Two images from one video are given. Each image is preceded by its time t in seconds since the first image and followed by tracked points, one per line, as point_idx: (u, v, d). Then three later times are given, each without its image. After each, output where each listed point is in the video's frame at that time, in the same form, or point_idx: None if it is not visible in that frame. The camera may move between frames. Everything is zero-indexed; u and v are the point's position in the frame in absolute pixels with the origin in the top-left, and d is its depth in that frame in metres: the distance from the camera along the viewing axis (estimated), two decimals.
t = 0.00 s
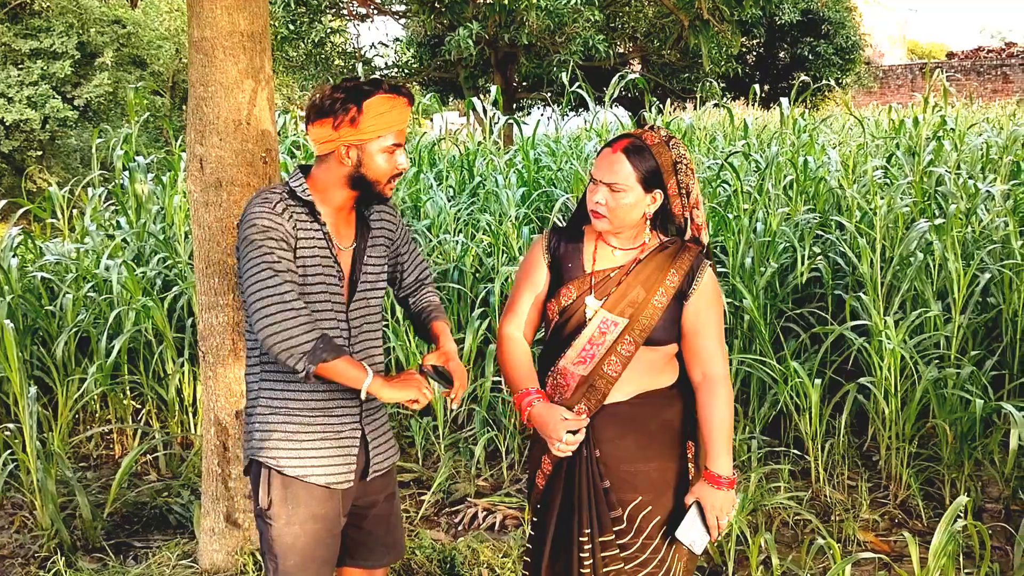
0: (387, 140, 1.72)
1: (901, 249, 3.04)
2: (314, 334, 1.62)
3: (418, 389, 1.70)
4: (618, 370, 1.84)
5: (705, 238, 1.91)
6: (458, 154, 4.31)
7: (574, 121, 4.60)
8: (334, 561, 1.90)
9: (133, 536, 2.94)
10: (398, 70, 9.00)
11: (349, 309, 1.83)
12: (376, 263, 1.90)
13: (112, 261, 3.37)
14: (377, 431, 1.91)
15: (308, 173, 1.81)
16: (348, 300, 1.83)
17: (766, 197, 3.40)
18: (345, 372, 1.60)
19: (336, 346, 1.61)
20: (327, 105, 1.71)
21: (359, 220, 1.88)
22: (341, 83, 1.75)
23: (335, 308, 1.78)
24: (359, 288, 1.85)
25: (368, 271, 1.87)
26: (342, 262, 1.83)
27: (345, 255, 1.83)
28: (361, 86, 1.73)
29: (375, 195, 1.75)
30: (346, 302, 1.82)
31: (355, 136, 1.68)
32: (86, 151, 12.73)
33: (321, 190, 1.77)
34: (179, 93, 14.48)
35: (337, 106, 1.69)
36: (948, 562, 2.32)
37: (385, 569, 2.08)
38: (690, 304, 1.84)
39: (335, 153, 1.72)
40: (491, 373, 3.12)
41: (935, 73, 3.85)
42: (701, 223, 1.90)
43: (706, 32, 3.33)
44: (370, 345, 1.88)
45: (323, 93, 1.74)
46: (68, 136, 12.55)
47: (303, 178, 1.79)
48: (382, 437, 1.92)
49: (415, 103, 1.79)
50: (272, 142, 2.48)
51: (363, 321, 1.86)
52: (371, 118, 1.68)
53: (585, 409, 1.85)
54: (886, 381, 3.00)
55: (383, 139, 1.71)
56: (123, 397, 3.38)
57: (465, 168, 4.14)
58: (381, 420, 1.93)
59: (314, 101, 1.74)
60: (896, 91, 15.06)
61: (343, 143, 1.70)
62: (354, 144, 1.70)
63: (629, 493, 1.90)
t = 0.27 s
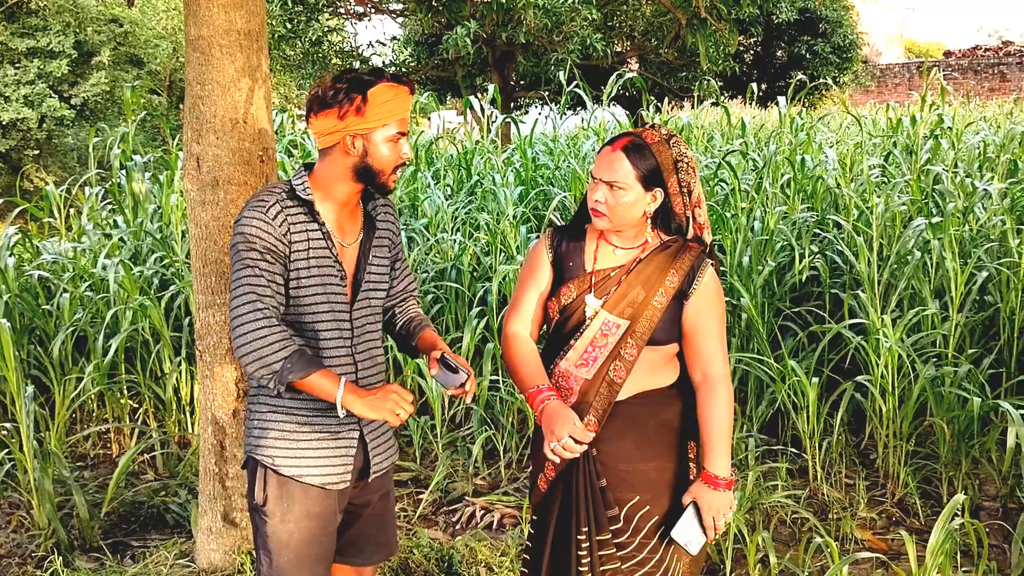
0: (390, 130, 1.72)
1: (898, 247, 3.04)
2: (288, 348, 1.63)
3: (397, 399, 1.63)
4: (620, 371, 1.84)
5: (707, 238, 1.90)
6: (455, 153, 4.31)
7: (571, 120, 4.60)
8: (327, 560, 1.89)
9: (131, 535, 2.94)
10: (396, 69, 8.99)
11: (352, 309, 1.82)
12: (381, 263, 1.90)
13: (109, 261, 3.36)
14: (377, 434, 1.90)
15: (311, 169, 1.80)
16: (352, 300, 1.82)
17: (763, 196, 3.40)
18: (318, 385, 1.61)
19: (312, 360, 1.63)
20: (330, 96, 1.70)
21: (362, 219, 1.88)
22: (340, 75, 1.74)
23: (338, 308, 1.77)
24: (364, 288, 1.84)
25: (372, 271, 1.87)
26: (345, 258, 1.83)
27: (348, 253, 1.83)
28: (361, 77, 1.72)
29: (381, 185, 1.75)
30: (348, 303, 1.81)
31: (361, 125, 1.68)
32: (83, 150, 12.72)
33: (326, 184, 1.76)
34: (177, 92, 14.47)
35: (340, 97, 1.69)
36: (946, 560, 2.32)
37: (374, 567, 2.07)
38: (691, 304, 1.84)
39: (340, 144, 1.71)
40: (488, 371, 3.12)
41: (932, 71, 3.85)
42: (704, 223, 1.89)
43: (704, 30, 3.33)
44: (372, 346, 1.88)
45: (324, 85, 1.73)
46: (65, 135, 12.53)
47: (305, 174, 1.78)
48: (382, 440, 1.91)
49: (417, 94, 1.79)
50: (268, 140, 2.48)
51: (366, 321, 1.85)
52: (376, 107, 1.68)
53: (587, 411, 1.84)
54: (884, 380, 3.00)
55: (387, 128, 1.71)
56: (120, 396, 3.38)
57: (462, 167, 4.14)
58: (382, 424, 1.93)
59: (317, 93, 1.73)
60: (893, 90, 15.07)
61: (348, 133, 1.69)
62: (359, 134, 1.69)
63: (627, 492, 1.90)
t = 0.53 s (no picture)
0: (392, 128, 1.71)
1: (896, 246, 3.04)
2: (279, 351, 1.64)
3: (388, 406, 1.60)
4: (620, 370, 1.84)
5: (710, 237, 1.89)
6: (453, 152, 4.30)
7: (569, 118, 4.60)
8: (322, 560, 1.89)
9: (129, 535, 2.93)
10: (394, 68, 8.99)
11: (352, 309, 1.82)
12: (382, 263, 1.89)
13: (106, 260, 3.36)
14: (374, 436, 1.90)
15: (312, 168, 1.80)
16: (351, 300, 1.82)
17: (761, 194, 3.40)
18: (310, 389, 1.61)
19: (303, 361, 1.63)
20: (331, 95, 1.70)
21: (363, 218, 1.88)
22: (340, 74, 1.74)
23: (337, 308, 1.77)
24: (364, 288, 1.84)
25: (372, 271, 1.86)
26: (345, 258, 1.83)
27: (348, 253, 1.83)
28: (362, 75, 1.72)
29: (383, 184, 1.74)
30: (347, 303, 1.80)
31: (364, 123, 1.68)
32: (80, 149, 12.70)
33: (327, 183, 1.76)
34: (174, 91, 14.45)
35: (342, 95, 1.69)
36: (944, 559, 2.33)
37: (370, 567, 2.07)
38: (693, 302, 1.83)
39: (342, 143, 1.71)
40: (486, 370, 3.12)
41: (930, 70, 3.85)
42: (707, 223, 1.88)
43: (702, 29, 3.32)
44: (371, 347, 1.88)
45: (325, 84, 1.73)
46: (62, 134, 12.51)
47: (306, 173, 1.78)
48: (378, 441, 1.91)
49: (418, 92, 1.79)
50: (266, 139, 2.48)
51: (365, 320, 1.85)
52: (379, 105, 1.68)
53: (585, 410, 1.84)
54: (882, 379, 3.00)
55: (389, 126, 1.70)
56: (118, 396, 3.37)
57: (460, 166, 4.14)
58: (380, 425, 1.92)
59: (319, 92, 1.73)
60: (890, 89, 15.08)
61: (351, 131, 1.69)
62: (362, 132, 1.69)
63: (625, 492, 1.90)
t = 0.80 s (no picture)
0: (391, 129, 1.71)
1: (894, 246, 3.05)
2: (279, 352, 1.64)
3: (388, 406, 1.62)
4: (615, 370, 1.84)
5: (711, 239, 1.86)
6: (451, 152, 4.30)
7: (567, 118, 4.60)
8: (320, 560, 1.89)
9: (127, 535, 2.93)
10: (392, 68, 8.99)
11: (351, 310, 1.81)
12: (382, 263, 1.89)
13: (104, 260, 3.35)
14: (373, 437, 1.89)
15: (311, 169, 1.80)
16: (349, 301, 1.81)
17: (760, 194, 3.40)
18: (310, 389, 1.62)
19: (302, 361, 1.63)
20: (331, 95, 1.70)
21: (363, 218, 1.88)
22: (340, 74, 1.74)
23: (335, 308, 1.77)
24: (362, 289, 1.83)
25: (371, 271, 1.86)
26: (345, 259, 1.82)
27: (347, 254, 1.82)
28: (362, 75, 1.72)
29: (383, 184, 1.74)
30: (347, 303, 1.80)
31: (363, 123, 1.68)
32: (78, 149, 12.70)
33: (327, 184, 1.75)
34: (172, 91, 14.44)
35: (342, 95, 1.69)
36: (943, 558, 2.33)
37: (369, 568, 2.07)
38: (690, 302, 1.81)
39: (342, 143, 1.71)
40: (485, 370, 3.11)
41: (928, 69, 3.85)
42: (710, 225, 1.86)
43: (700, 29, 3.32)
44: (371, 348, 1.88)
45: (325, 84, 1.73)
46: (60, 134, 12.49)
47: (305, 174, 1.78)
48: (378, 442, 1.91)
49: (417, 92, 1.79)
50: (264, 139, 2.47)
51: (364, 321, 1.85)
52: (378, 105, 1.68)
53: (578, 408, 1.86)
54: (880, 378, 3.00)
55: (388, 126, 1.70)
56: (116, 396, 3.37)
57: (459, 166, 4.14)
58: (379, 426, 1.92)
59: (318, 92, 1.72)
60: (888, 88, 15.08)
61: (351, 132, 1.68)
62: (361, 132, 1.69)
63: (618, 492, 1.90)
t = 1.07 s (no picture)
0: (389, 129, 1.71)
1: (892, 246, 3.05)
2: (273, 353, 1.63)
3: (382, 408, 1.63)
4: (608, 369, 1.84)
5: (711, 241, 1.85)
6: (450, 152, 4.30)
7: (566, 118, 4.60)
8: (318, 561, 1.89)
9: (126, 535, 2.93)
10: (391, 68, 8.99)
11: (350, 310, 1.81)
12: (381, 264, 1.89)
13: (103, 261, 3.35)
14: (372, 438, 1.89)
15: (310, 170, 1.80)
16: (349, 301, 1.82)
17: (758, 194, 3.40)
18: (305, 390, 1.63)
19: (296, 362, 1.63)
20: (329, 95, 1.70)
21: (363, 218, 1.88)
22: (338, 74, 1.74)
23: (333, 309, 1.77)
24: (361, 289, 1.83)
25: (370, 271, 1.86)
26: (343, 259, 1.83)
27: (346, 254, 1.82)
28: (360, 75, 1.72)
29: (381, 184, 1.74)
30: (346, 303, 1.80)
31: (361, 123, 1.67)
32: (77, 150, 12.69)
33: (326, 185, 1.75)
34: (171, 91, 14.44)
35: (340, 96, 1.69)
36: (942, 558, 2.33)
37: (367, 568, 2.07)
38: (684, 301, 1.79)
39: (340, 143, 1.71)
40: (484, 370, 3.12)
41: (927, 69, 3.85)
42: (710, 226, 1.84)
43: (699, 29, 3.32)
44: (371, 347, 1.88)
45: (323, 84, 1.73)
46: (59, 134, 12.48)
47: (304, 175, 1.78)
48: (377, 443, 1.91)
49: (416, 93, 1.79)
50: (263, 140, 2.47)
51: (363, 322, 1.84)
52: (375, 106, 1.68)
53: (572, 407, 1.87)
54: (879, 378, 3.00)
55: (386, 127, 1.70)
56: (116, 396, 3.37)
57: (458, 166, 4.14)
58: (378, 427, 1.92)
59: (317, 93, 1.72)
60: (887, 87, 15.09)
61: (349, 132, 1.68)
62: (360, 132, 1.69)
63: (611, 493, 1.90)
